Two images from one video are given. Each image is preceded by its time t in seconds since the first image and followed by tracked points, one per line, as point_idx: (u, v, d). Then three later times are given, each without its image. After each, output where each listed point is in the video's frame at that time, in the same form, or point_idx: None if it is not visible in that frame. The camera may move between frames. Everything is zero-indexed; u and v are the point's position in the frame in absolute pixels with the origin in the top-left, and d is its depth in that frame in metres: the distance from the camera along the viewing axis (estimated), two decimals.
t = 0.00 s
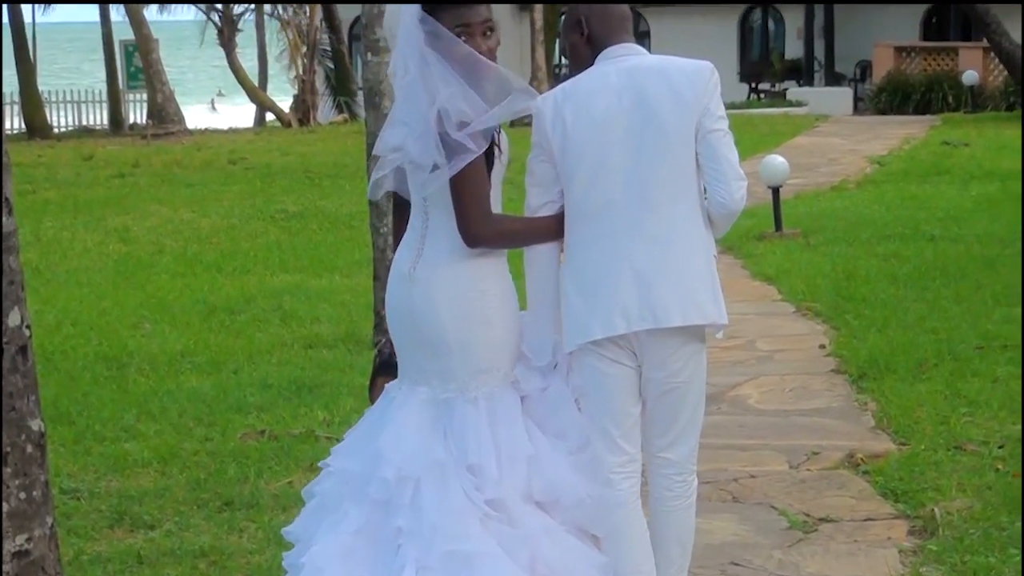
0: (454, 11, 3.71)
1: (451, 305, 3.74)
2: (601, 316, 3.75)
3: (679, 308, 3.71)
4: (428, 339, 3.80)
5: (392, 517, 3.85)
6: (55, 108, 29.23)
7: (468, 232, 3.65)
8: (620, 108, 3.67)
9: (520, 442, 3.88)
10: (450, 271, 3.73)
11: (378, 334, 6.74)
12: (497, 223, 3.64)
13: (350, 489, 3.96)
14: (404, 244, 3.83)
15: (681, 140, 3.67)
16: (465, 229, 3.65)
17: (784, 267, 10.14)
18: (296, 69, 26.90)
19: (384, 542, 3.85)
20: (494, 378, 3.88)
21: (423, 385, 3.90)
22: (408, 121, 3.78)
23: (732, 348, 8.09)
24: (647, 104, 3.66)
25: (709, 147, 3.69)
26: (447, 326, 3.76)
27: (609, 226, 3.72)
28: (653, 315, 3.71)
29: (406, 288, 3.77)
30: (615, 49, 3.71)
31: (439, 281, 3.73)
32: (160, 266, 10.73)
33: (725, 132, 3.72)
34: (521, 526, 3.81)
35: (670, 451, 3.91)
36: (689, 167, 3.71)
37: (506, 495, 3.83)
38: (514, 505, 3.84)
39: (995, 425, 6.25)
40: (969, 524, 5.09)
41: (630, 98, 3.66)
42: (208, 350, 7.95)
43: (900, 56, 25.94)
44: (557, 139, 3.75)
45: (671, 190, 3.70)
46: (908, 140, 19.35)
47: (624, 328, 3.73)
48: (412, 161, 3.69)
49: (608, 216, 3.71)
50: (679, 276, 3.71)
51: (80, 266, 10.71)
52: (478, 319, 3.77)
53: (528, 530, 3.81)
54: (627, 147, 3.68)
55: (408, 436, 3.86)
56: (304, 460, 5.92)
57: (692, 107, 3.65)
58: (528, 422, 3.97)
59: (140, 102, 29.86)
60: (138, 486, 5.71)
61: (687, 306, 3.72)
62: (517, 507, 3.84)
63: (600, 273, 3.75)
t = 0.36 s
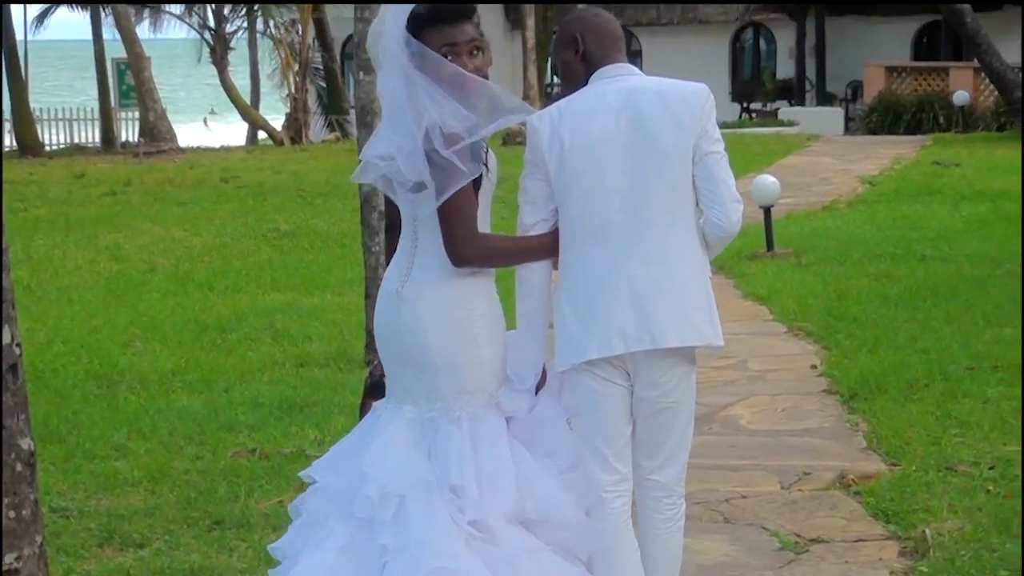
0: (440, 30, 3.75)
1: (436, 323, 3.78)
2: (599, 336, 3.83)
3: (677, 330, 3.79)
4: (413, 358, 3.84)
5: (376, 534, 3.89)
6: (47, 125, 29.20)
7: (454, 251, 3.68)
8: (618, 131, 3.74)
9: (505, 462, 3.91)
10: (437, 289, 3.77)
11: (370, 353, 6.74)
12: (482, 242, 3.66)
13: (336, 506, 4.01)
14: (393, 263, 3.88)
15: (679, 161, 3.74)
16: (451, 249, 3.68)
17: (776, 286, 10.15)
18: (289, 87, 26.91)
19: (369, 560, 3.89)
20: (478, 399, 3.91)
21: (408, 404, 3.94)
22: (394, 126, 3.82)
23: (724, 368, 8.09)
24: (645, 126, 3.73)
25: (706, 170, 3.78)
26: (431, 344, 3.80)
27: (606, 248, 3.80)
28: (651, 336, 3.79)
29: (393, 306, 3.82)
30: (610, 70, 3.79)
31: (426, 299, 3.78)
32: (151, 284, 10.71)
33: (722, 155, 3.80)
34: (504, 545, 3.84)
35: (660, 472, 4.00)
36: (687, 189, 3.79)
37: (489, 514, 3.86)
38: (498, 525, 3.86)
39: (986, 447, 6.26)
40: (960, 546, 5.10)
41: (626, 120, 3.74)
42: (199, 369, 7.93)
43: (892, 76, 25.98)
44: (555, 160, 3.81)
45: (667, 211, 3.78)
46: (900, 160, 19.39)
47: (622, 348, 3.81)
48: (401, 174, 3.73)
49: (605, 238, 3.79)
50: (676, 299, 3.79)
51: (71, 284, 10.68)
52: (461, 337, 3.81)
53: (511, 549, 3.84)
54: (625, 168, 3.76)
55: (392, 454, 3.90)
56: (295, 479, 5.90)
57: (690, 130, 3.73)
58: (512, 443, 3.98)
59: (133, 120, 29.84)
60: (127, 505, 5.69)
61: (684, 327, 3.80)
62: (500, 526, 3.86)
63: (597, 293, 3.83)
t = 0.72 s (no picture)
0: (427, 54, 3.82)
1: (423, 348, 3.81)
2: (597, 360, 3.83)
3: (674, 355, 3.81)
4: (400, 381, 3.86)
5: (363, 554, 3.94)
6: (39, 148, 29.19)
7: (446, 274, 3.70)
8: (616, 155, 3.76)
9: (491, 485, 3.94)
10: (423, 314, 3.79)
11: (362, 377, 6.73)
12: (471, 262, 3.69)
13: (324, 525, 4.06)
14: (383, 287, 3.90)
15: (679, 187, 3.78)
16: (442, 271, 3.70)
17: (768, 311, 10.17)
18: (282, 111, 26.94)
19: None
20: (464, 423, 3.93)
21: (395, 427, 3.97)
22: (383, 149, 3.81)
23: (716, 393, 8.09)
24: (643, 151, 3.76)
25: (705, 200, 3.83)
26: (417, 368, 3.82)
27: (602, 274, 3.81)
28: (648, 361, 3.80)
29: (381, 330, 3.85)
30: (605, 94, 3.82)
31: (412, 323, 3.79)
32: (143, 307, 10.70)
33: (717, 183, 3.85)
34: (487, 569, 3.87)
35: (653, 497, 4.00)
36: (684, 216, 3.83)
37: (474, 537, 3.89)
38: (481, 548, 3.89)
39: (977, 473, 6.27)
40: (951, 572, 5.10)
41: (625, 145, 3.76)
42: (191, 392, 7.92)
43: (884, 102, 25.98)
44: (552, 183, 3.82)
45: (663, 237, 3.80)
46: (891, 186, 19.44)
47: (619, 372, 3.81)
48: (391, 191, 3.71)
49: (602, 262, 3.81)
50: (673, 324, 3.81)
51: (62, 307, 10.67)
52: (447, 362, 3.83)
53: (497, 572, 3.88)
54: (622, 193, 3.78)
55: (379, 477, 3.93)
56: (285, 502, 5.89)
57: (689, 157, 3.77)
58: (498, 467, 4.02)
59: (126, 143, 29.84)
60: (118, 528, 5.68)
61: (681, 352, 3.82)
62: (482, 550, 3.89)
63: (595, 318, 3.83)
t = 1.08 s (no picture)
0: (421, 71, 3.85)
1: (415, 365, 3.81)
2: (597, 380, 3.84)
3: (673, 374, 3.84)
4: (392, 399, 3.87)
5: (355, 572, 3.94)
6: (35, 166, 29.20)
7: (438, 289, 3.69)
8: (615, 175, 3.78)
9: (483, 503, 3.94)
10: (415, 331, 3.80)
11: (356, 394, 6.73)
12: (463, 279, 3.68)
13: (317, 544, 4.06)
14: (376, 306, 3.91)
15: (678, 207, 3.82)
16: (434, 287, 3.69)
17: (763, 330, 10.17)
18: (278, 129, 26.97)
19: None
20: (457, 440, 3.93)
21: (387, 445, 3.97)
22: (376, 165, 3.84)
23: (710, 412, 8.09)
24: (642, 171, 3.78)
25: (702, 219, 3.86)
26: (410, 386, 3.83)
27: (600, 292, 3.82)
28: (648, 380, 3.82)
29: (373, 347, 3.86)
30: (602, 113, 3.84)
31: (405, 340, 3.80)
32: (138, 325, 10.69)
33: (713, 202, 3.89)
34: None
35: (650, 515, 4.02)
36: (681, 236, 3.86)
37: (467, 555, 3.89)
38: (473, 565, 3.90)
39: (971, 492, 6.27)
40: None
41: (623, 165, 3.78)
42: (185, 410, 7.91)
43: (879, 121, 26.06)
44: (550, 201, 3.82)
45: (661, 256, 3.82)
46: (886, 205, 19.48)
47: (617, 391, 3.83)
48: (385, 206, 3.74)
49: (600, 282, 3.82)
50: (672, 343, 3.84)
51: (56, 325, 10.66)
52: (439, 379, 3.84)
53: None
54: (621, 212, 3.80)
55: (371, 494, 3.94)
56: (279, 520, 5.88)
57: (688, 176, 3.81)
58: (492, 485, 4.03)
59: (121, 161, 29.85)
60: (111, 546, 5.67)
61: (680, 371, 3.85)
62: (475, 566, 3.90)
63: (594, 338, 3.84)
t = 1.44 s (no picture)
0: (416, 91, 3.87)
1: (410, 383, 3.81)
2: (598, 399, 3.84)
3: (674, 394, 3.84)
4: (386, 417, 3.86)
5: None
6: (31, 186, 29.20)
7: (432, 308, 3.70)
8: (614, 194, 3.80)
9: (479, 521, 3.93)
10: (409, 349, 3.80)
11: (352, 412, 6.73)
12: (457, 297, 3.69)
13: (310, 562, 4.05)
14: (370, 324, 3.92)
15: (678, 227, 3.82)
16: (428, 305, 3.70)
17: (759, 349, 10.17)
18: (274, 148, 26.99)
19: None
20: (451, 458, 3.93)
21: (382, 463, 3.97)
22: (368, 184, 3.85)
23: (707, 430, 8.09)
24: (641, 189, 3.79)
25: (702, 238, 3.86)
26: (404, 404, 3.82)
27: (600, 311, 3.83)
28: (648, 399, 3.83)
29: (368, 365, 3.86)
30: (600, 131, 3.85)
31: (399, 358, 3.80)
32: (134, 344, 10.68)
33: (712, 220, 3.88)
34: None
35: (649, 533, 4.03)
36: (681, 255, 3.86)
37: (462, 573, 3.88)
38: None
39: (968, 510, 6.27)
40: None
41: (622, 183, 3.80)
42: (181, 429, 7.90)
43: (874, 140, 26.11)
44: (550, 220, 3.84)
45: (661, 275, 3.83)
46: (882, 224, 19.50)
47: (619, 410, 3.83)
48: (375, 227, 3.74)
49: (600, 301, 3.83)
50: (672, 362, 3.84)
51: (52, 343, 10.65)
52: (434, 397, 3.83)
53: None
54: (620, 231, 3.81)
55: (365, 512, 3.93)
56: (274, 540, 5.86)
57: (686, 196, 3.82)
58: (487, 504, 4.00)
59: (117, 180, 29.87)
60: (106, 565, 5.65)
61: (681, 390, 3.85)
62: None
63: (595, 357, 3.84)
